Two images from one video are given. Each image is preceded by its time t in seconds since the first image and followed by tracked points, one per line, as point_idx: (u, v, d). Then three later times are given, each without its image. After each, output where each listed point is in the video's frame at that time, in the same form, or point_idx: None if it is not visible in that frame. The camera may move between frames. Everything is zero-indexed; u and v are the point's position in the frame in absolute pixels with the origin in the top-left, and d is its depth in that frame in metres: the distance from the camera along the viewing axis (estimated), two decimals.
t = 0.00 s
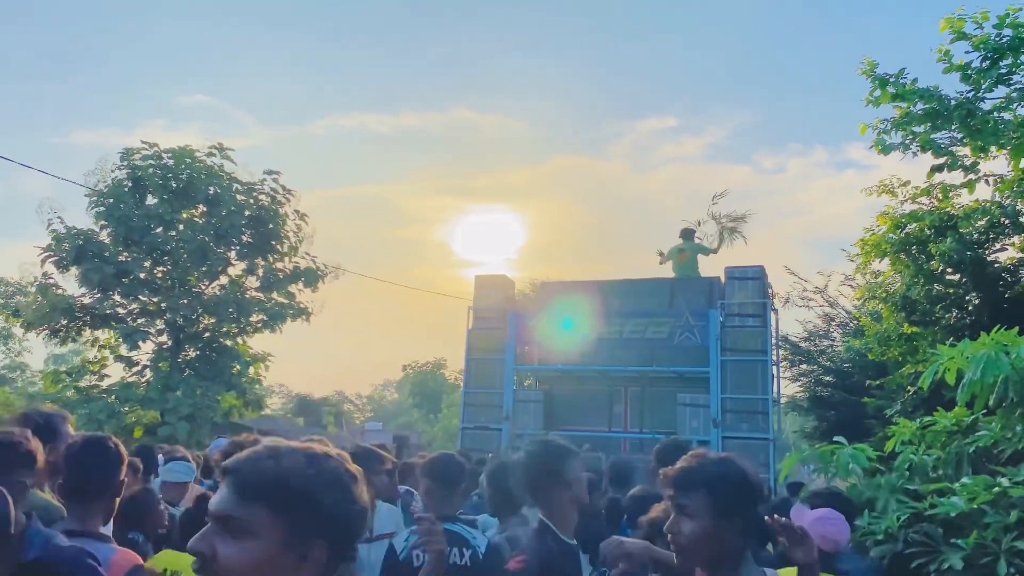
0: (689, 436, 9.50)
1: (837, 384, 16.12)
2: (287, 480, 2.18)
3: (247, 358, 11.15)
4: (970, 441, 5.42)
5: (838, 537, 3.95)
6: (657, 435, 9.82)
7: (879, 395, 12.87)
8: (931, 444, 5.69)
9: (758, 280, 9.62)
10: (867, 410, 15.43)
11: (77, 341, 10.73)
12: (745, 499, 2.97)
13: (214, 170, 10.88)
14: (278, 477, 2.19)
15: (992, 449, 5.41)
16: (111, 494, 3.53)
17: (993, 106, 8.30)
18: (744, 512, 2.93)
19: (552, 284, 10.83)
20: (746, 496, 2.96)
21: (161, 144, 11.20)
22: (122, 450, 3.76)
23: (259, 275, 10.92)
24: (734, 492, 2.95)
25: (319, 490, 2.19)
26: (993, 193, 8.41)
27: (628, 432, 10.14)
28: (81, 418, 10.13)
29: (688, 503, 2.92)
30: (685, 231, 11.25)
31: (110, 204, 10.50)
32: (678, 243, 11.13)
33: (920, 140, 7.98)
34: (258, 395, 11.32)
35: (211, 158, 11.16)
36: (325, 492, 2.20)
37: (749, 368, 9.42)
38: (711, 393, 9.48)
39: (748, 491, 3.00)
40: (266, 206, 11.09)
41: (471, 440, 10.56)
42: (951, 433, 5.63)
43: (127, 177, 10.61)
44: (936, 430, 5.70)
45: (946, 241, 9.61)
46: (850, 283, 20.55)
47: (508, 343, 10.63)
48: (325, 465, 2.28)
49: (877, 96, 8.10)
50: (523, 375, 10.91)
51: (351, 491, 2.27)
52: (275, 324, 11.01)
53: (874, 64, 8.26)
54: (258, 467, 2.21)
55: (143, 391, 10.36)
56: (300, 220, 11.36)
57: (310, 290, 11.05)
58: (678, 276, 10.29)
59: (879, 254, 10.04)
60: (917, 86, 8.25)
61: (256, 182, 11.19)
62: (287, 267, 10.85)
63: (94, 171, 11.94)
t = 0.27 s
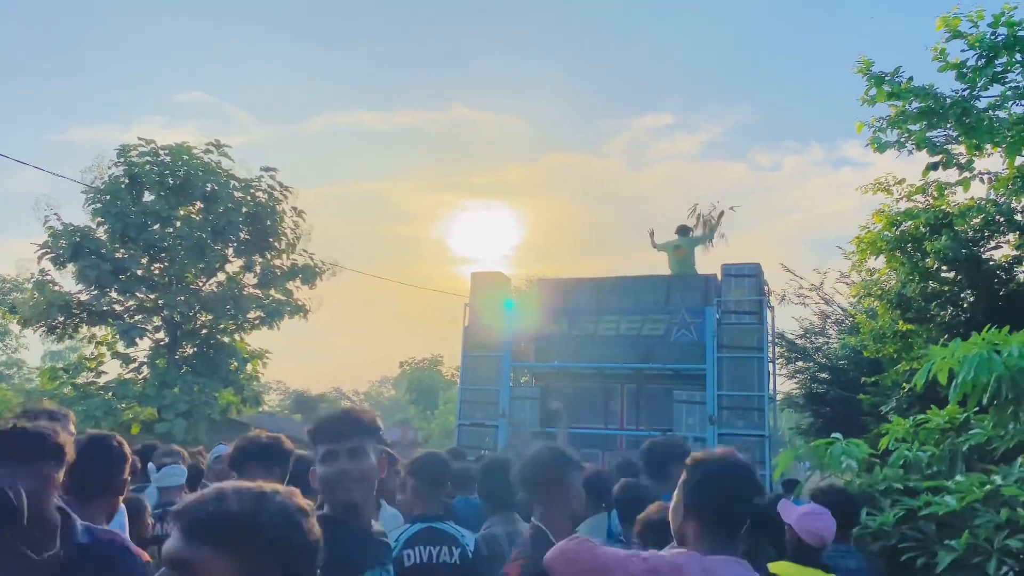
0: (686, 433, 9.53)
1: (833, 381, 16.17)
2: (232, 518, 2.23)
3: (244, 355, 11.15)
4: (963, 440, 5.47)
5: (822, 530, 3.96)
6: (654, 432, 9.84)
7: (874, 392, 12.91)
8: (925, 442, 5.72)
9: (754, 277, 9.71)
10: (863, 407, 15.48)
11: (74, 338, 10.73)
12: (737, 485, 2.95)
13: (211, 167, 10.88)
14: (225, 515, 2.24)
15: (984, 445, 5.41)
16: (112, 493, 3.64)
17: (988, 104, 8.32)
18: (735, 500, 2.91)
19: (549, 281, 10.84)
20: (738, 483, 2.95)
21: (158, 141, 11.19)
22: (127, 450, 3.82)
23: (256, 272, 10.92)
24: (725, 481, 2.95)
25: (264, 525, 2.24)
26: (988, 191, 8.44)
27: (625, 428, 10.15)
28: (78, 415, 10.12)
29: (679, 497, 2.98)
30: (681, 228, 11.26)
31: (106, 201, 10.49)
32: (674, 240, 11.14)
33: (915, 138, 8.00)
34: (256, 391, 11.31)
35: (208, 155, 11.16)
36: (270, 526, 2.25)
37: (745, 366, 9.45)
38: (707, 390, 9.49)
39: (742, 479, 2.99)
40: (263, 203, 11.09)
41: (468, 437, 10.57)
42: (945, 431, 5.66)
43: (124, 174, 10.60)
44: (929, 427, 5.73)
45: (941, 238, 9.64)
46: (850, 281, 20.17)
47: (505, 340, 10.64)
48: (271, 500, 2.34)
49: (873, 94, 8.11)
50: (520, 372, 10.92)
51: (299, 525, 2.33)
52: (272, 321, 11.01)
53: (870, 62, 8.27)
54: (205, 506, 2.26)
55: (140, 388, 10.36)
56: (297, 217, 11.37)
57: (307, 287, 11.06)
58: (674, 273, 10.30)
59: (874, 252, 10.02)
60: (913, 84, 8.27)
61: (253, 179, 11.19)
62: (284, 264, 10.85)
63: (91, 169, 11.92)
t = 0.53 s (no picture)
0: (682, 435, 9.49)
1: (830, 383, 16.17)
2: (194, 465, 2.35)
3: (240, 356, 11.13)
4: (955, 442, 5.46)
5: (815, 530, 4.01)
6: (651, 433, 9.85)
7: (870, 394, 12.92)
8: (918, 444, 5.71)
9: (750, 279, 9.70)
10: (859, 409, 15.49)
11: (69, 338, 10.69)
12: (750, 471, 3.03)
13: (207, 167, 10.86)
14: (186, 463, 2.36)
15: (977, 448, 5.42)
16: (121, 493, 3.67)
17: (984, 107, 8.34)
18: (745, 484, 3.00)
19: (545, 282, 10.84)
20: (752, 468, 3.02)
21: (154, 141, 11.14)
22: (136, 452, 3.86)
23: (251, 272, 10.90)
24: (739, 464, 3.05)
25: (220, 469, 2.35)
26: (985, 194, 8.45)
27: (622, 430, 10.16)
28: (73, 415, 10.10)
29: (700, 484, 3.13)
30: (678, 229, 11.27)
31: (102, 201, 10.46)
32: (671, 241, 11.14)
33: (911, 141, 8.02)
34: (252, 392, 11.29)
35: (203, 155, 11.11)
36: (228, 469, 2.35)
37: (741, 367, 9.47)
38: (703, 392, 9.50)
39: (757, 463, 3.06)
40: (259, 203, 11.08)
41: (464, 438, 10.57)
42: (939, 433, 5.66)
43: (119, 174, 10.58)
44: (922, 430, 5.74)
45: (936, 241, 9.65)
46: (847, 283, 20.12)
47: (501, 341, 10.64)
48: (229, 452, 2.46)
49: (869, 97, 8.12)
50: (517, 373, 10.92)
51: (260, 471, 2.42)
52: (268, 321, 10.99)
53: (866, 65, 8.29)
54: (166, 459, 2.39)
55: (136, 388, 10.34)
56: (293, 217, 11.36)
57: (303, 287, 11.04)
58: (671, 275, 10.30)
59: (871, 254, 10.07)
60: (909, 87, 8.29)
61: (249, 179, 11.17)
62: (280, 264, 10.83)
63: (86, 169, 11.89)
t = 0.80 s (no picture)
0: (676, 439, 9.56)
1: (823, 388, 16.21)
2: (123, 499, 2.10)
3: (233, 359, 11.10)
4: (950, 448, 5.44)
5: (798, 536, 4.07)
6: (644, 437, 9.86)
7: (863, 399, 12.97)
8: (911, 449, 5.69)
9: (743, 284, 9.71)
10: (852, 414, 15.53)
11: (61, 340, 10.65)
12: (726, 482, 3.10)
13: (201, 169, 10.84)
14: (115, 496, 2.11)
15: (971, 456, 5.38)
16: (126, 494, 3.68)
17: (977, 114, 8.38)
18: (720, 493, 3.09)
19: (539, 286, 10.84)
20: (727, 479, 3.09)
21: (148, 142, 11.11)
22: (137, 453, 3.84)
23: (245, 275, 10.87)
24: (718, 474, 3.13)
25: (149, 496, 2.09)
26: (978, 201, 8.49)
27: (615, 434, 10.17)
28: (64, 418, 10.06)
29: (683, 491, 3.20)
30: (672, 234, 11.29)
31: (95, 203, 10.43)
32: (665, 246, 11.17)
33: (905, 147, 8.05)
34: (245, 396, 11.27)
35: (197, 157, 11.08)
36: (159, 497, 2.09)
37: (735, 372, 9.47)
38: (697, 396, 9.51)
39: (735, 475, 3.13)
40: (253, 206, 11.06)
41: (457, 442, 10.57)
42: (933, 439, 5.68)
43: (113, 176, 10.55)
44: (915, 435, 5.74)
45: (929, 247, 9.70)
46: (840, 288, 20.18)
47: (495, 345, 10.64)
48: (168, 474, 2.19)
49: (863, 103, 8.16)
50: (510, 377, 10.92)
51: (195, 497, 2.14)
52: (261, 325, 10.97)
53: (860, 71, 8.32)
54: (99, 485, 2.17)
55: (128, 391, 10.30)
56: (287, 220, 11.34)
57: (297, 291, 11.02)
58: (665, 279, 10.32)
59: (864, 259, 10.11)
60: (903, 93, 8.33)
61: (243, 182, 11.15)
62: (274, 268, 10.82)
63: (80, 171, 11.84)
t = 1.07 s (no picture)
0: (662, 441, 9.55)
1: (808, 390, 16.29)
2: (105, 489, 2.17)
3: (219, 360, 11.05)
4: (936, 449, 5.51)
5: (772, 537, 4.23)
6: (630, 439, 9.88)
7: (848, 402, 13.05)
8: (897, 451, 5.76)
9: (731, 287, 9.73)
10: (837, 417, 15.62)
11: (44, 341, 10.57)
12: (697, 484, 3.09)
13: (188, 169, 10.79)
14: (99, 488, 2.18)
15: (956, 458, 5.46)
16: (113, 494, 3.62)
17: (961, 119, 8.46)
18: (690, 495, 3.07)
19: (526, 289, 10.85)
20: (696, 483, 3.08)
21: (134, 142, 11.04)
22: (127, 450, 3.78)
23: (231, 276, 10.83)
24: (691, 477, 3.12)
25: (125, 489, 2.14)
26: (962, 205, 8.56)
27: (602, 436, 10.19)
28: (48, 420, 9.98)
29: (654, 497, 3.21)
30: (659, 237, 11.33)
31: (80, 203, 10.36)
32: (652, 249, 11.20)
33: (890, 152, 8.11)
34: (230, 397, 11.23)
35: (184, 157, 11.03)
36: (133, 487, 2.14)
37: (721, 375, 9.50)
38: (683, 399, 9.54)
39: (709, 478, 3.11)
40: (240, 207, 11.02)
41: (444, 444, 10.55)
42: (918, 440, 5.73)
43: (98, 175, 10.48)
44: (900, 437, 5.80)
45: (914, 251, 9.77)
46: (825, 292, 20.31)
47: (482, 347, 10.64)
48: (148, 462, 2.25)
49: (850, 108, 8.21)
50: (498, 379, 10.92)
51: (172, 481, 2.19)
52: (247, 326, 10.92)
53: (846, 76, 8.38)
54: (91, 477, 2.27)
55: (112, 393, 10.24)
56: (274, 221, 11.30)
57: (283, 292, 10.99)
58: (653, 282, 10.36)
59: (850, 263, 10.17)
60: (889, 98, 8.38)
61: (230, 182, 11.11)
62: (261, 268, 10.78)
63: (65, 171, 11.77)
